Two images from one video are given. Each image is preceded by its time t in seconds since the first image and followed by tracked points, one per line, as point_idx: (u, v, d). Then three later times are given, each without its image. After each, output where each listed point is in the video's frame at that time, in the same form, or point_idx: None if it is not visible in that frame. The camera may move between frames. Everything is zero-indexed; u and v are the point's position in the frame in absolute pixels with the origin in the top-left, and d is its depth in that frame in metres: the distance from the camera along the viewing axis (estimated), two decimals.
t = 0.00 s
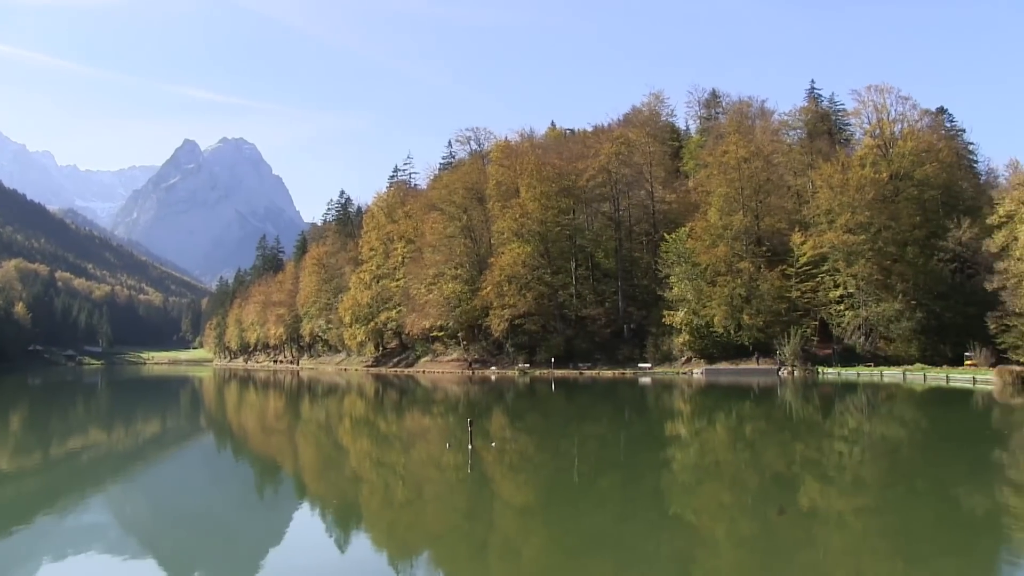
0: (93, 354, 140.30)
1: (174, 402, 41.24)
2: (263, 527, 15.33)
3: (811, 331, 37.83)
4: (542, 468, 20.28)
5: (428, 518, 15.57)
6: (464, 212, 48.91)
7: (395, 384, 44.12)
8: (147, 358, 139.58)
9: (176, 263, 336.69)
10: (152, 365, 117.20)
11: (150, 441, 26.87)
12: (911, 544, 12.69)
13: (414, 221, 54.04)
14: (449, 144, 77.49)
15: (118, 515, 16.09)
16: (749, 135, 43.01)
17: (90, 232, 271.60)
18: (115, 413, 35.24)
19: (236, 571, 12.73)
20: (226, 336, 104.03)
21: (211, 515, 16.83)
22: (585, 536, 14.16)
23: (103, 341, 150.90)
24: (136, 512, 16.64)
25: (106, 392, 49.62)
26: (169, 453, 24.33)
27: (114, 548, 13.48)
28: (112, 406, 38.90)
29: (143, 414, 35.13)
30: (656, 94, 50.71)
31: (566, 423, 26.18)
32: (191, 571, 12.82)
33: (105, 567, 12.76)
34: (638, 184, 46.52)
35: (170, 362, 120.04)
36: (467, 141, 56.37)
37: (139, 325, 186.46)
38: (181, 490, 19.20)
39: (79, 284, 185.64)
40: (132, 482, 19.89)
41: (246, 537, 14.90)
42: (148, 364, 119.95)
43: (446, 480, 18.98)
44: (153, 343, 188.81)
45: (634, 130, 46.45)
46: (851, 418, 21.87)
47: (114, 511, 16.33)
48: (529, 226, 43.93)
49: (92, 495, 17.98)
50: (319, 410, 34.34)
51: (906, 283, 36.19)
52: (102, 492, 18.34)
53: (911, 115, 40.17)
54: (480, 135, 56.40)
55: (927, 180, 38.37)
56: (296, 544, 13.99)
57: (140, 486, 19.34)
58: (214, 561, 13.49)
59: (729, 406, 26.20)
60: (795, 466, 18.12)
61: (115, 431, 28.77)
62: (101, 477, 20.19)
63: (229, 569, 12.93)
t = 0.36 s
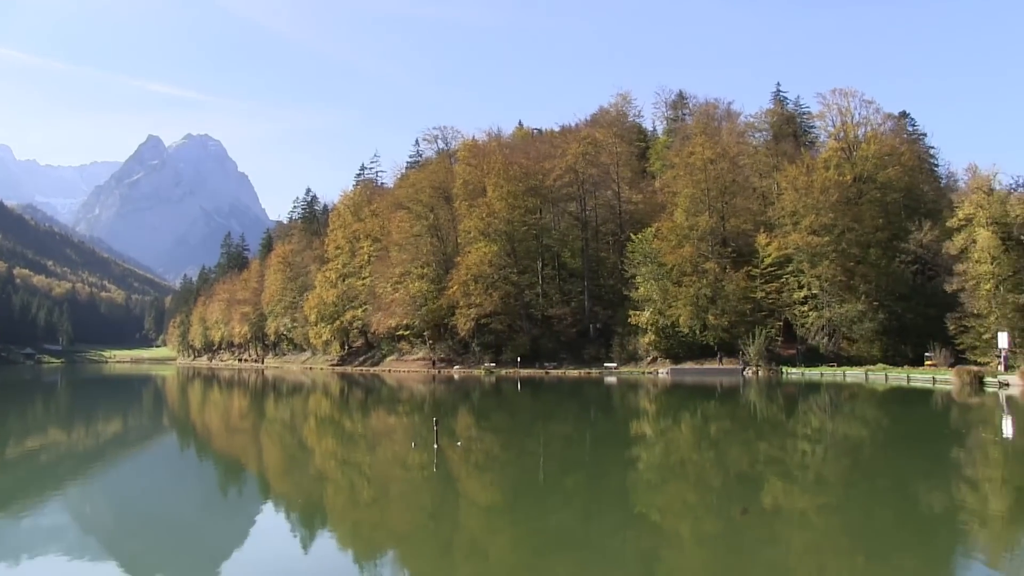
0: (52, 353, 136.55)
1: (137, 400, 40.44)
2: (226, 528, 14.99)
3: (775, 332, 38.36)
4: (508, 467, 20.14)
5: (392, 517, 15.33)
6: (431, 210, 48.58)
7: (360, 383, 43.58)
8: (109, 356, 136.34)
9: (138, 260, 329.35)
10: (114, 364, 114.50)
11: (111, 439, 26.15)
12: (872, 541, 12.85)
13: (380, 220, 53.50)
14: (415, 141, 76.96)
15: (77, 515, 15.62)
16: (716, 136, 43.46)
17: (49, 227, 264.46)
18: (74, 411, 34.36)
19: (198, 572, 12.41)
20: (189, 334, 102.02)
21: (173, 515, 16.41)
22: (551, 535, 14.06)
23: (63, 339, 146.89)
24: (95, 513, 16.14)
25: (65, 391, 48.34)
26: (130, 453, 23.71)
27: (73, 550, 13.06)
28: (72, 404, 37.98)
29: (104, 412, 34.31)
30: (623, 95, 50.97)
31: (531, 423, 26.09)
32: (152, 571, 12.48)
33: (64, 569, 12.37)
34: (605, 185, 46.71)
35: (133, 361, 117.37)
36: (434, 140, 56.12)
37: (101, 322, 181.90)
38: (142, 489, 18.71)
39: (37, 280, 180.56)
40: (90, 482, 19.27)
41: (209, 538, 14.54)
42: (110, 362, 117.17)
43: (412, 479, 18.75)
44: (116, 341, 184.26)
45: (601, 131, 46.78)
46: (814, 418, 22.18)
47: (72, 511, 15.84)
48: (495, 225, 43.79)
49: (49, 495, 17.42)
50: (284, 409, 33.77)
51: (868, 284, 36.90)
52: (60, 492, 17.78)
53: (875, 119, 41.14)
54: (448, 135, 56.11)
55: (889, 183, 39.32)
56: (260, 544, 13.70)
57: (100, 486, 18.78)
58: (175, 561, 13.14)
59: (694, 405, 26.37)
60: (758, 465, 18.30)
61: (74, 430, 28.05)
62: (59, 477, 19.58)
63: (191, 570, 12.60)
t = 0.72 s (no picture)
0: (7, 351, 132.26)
1: (96, 399, 39.38)
2: (188, 528, 14.62)
3: (738, 332, 38.85)
4: (472, 467, 19.96)
5: (356, 517, 15.07)
6: (396, 209, 48.17)
7: (324, 381, 43.02)
8: (68, 355, 132.48)
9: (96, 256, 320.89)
10: (73, 362, 111.37)
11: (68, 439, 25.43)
12: (834, 539, 13.02)
13: (345, 218, 52.84)
14: (381, 139, 76.22)
15: (31, 516, 15.09)
16: (681, 137, 43.86)
17: (3, 222, 256.32)
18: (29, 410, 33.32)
19: (159, 571, 12.05)
20: (151, 332, 99.72)
21: (132, 515, 15.95)
22: (518, 534, 13.97)
23: (19, 338, 142.22)
24: (51, 513, 15.62)
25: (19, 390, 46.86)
26: (87, 452, 23.05)
27: (26, 552, 12.59)
28: (26, 403, 36.80)
29: (62, 411, 33.33)
30: (590, 95, 51.17)
31: (496, 422, 25.94)
32: (110, 572, 12.11)
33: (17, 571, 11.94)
34: (570, 185, 46.85)
35: (92, 359, 114.34)
36: (400, 138, 55.69)
37: (59, 319, 176.71)
38: (100, 489, 18.17)
39: None
40: (46, 482, 18.66)
41: (171, 537, 14.14)
42: (69, 361, 113.97)
43: (375, 478, 18.48)
44: (74, 339, 179.25)
45: (567, 130, 47.00)
46: (776, 417, 22.44)
47: (26, 512, 15.30)
48: (461, 224, 43.60)
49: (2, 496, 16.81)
50: (246, 408, 33.14)
51: (831, 285, 37.60)
52: (13, 493, 17.15)
53: (838, 122, 41.88)
54: (414, 133, 55.71)
55: (851, 186, 40.10)
56: (222, 544, 13.37)
57: (55, 486, 18.19)
58: (134, 561, 12.75)
59: (659, 405, 26.48)
60: (721, 464, 18.42)
61: (30, 430, 27.13)
62: (12, 477, 18.91)
63: (152, 569, 12.24)
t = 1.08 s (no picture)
0: None
1: (53, 398, 38.26)
2: (150, 527, 14.20)
3: (703, 331, 39.19)
4: (438, 467, 19.70)
5: (322, 516, 14.74)
6: (362, 207, 47.63)
7: (289, 380, 42.37)
8: (24, 353, 128.51)
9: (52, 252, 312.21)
10: (30, 361, 108.17)
11: (25, 438, 24.64)
12: (798, 536, 13.13)
13: (310, 216, 52.03)
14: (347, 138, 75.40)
15: None
16: (648, 138, 44.13)
17: None
18: None
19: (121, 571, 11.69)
20: (112, 330, 97.26)
21: (91, 515, 15.45)
22: (485, 533, 13.80)
23: None
24: (7, 516, 15.10)
25: None
26: (44, 452, 22.32)
27: None
28: None
29: (19, 411, 32.22)
30: (557, 95, 51.21)
31: (461, 421, 25.74)
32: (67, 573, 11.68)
33: None
34: (536, 184, 46.84)
35: (51, 357, 111.28)
36: (366, 137, 55.00)
37: (18, 317, 171.30)
38: (58, 489, 17.58)
39: None
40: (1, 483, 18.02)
41: (133, 537, 13.73)
42: (26, 360, 110.66)
43: (341, 477, 18.13)
44: (32, 338, 174.17)
45: (533, 131, 47.05)
46: (741, 417, 22.64)
47: None
48: (427, 223, 43.25)
49: None
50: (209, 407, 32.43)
51: (795, 285, 38.12)
52: None
53: (802, 125, 42.47)
54: (380, 131, 55.13)
55: (815, 187, 40.74)
56: (184, 545, 12.99)
57: (10, 488, 17.55)
58: (95, 562, 12.35)
59: (625, 405, 26.49)
60: (686, 463, 18.49)
61: None
62: None
63: (113, 569, 11.87)
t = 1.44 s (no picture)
0: None
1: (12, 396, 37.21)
2: (113, 528, 13.81)
3: (671, 331, 39.42)
4: (406, 466, 19.44)
5: (289, 516, 14.43)
6: (330, 206, 47.01)
7: (256, 379, 41.75)
8: None
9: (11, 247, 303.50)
10: None
11: None
12: (765, 534, 13.20)
13: (278, 214, 51.22)
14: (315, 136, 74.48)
15: None
16: (617, 138, 44.33)
17: None
18: None
19: (84, 572, 11.38)
20: (76, 328, 94.84)
21: (51, 516, 14.98)
22: (454, 533, 13.63)
23: None
24: None
25: None
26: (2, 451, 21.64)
27: None
28: None
29: None
30: (527, 94, 51.16)
31: (430, 421, 25.50)
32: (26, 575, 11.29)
33: None
34: (505, 184, 46.74)
35: (13, 356, 108.17)
36: (335, 135, 54.35)
37: None
38: (16, 490, 17.03)
39: None
40: None
41: (95, 537, 13.36)
42: None
43: (307, 477, 17.79)
44: None
45: (503, 130, 46.91)
46: (708, 416, 22.78)
47: None
48: (395, 221, 42.85)
49: None
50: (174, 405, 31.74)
51: (762, 286, 38.57)
52: None
53: (770, 127, 42.99)
54: (349, 129, 54.53)
55: (782, 189, 41.28)
56: (148, 545, 12.65)
57: None
58: (54, 563, 11.96)
59: (593, 405, 26.45)
60: (653, 463, 18.53)
61: None
62: None
63: (75, 571, 11.54)
